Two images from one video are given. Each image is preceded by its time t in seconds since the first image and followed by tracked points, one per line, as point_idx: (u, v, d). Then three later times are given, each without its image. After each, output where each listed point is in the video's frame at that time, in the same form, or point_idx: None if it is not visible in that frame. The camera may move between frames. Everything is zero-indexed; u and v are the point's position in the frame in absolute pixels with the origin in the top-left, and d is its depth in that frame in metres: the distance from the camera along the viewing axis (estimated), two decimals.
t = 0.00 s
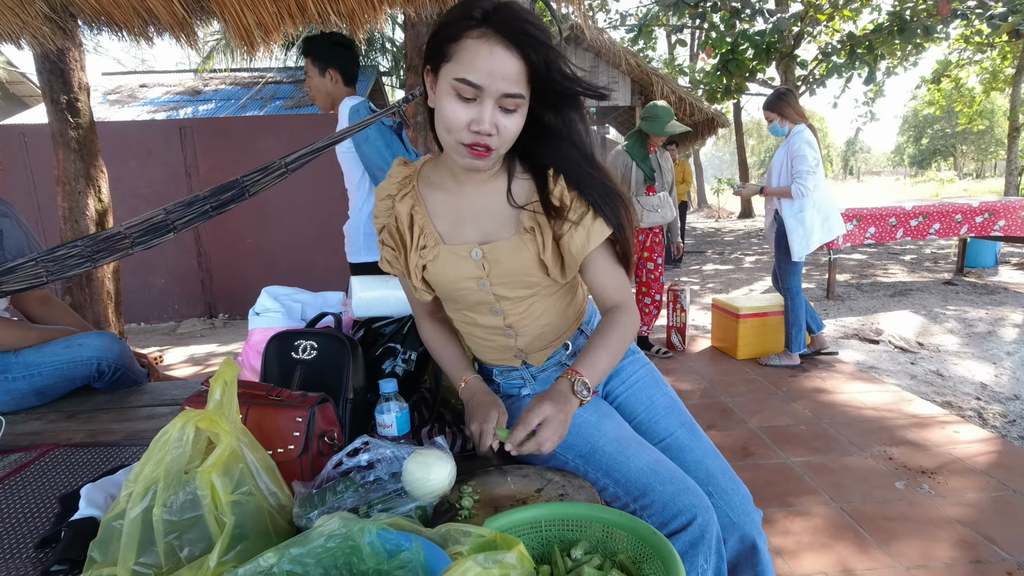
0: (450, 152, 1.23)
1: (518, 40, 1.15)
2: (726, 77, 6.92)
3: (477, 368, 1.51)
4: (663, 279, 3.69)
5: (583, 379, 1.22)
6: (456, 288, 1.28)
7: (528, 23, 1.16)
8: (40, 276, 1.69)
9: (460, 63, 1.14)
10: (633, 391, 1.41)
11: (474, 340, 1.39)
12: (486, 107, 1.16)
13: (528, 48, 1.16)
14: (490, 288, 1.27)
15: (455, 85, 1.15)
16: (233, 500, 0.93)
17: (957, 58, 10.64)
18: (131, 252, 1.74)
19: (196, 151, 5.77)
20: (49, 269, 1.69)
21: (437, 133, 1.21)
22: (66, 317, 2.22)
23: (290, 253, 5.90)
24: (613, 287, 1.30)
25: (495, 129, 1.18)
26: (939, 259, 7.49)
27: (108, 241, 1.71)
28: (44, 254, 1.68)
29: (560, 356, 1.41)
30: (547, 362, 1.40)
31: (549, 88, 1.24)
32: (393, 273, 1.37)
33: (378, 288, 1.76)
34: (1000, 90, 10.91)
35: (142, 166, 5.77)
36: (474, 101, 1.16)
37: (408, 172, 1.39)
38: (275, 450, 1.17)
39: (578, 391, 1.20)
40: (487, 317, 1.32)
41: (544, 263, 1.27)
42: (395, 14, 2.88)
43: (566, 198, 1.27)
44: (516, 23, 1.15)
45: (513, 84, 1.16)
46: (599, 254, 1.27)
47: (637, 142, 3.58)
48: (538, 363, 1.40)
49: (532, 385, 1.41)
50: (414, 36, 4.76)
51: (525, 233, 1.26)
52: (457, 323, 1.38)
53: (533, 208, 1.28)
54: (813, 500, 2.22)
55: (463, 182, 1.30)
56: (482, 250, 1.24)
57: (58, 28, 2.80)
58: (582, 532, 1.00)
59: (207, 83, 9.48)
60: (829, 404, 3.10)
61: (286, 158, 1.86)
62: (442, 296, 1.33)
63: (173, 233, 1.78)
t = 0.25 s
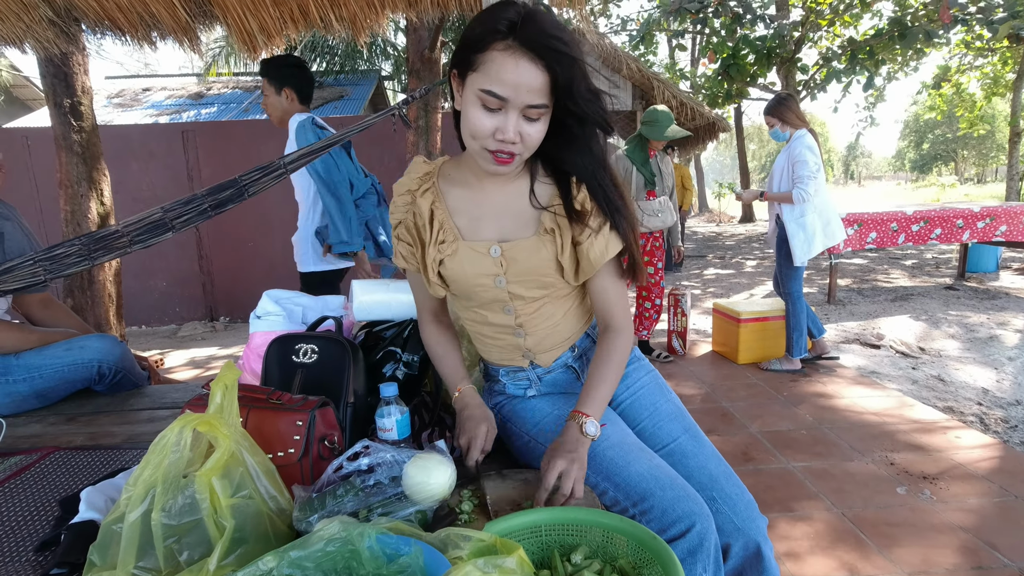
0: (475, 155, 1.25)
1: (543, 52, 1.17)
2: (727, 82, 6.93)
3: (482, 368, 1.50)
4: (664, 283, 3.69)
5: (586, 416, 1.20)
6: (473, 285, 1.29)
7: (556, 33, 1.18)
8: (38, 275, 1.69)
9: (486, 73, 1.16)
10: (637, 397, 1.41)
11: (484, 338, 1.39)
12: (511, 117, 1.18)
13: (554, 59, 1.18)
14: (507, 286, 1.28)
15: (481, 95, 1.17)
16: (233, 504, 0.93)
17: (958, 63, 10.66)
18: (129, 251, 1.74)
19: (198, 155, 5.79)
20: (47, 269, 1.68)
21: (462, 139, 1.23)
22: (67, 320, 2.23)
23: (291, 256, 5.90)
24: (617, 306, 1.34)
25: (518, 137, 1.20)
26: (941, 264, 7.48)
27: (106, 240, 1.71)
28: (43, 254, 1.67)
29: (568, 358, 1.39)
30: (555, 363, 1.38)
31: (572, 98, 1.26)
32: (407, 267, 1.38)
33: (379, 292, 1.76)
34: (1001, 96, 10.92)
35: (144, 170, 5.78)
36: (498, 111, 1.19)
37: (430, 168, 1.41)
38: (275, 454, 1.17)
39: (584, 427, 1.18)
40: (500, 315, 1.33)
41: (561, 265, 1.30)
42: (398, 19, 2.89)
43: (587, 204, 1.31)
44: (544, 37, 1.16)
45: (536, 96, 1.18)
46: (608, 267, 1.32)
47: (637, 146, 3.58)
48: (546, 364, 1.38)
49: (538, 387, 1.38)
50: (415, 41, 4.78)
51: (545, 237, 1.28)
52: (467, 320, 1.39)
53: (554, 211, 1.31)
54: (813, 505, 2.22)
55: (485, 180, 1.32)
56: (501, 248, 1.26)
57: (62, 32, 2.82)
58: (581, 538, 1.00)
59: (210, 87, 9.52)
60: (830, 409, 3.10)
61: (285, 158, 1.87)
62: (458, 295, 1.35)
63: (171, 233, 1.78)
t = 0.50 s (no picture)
0: (491, 160, 1.26)
1: (560, 60, 1.18)
2: (727, 86, 6.95)
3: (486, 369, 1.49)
4: (664, 287, 3.69)
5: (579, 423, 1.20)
6: (485, 285, 1.29)
7: (573, 42, 1.19)
8: (39, 277, 1.69)
9: (503, 80, 1.17)
10: (641, 402, 1.41)
11: (492, 340, 1.38)
12: (526, 123, 1.19)
13: (571, 67, 1.19)
14: (519, 287, 1.29)
15: (498, 101, 1.18)
16: (233, 509, 0.93)
17: (958, 68, 10.68)
18: (129, 252, 1.73)
19: (200, 158, 5.80)
20: (49, 270, 1.68)
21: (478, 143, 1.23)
22: (68, 323, 2.23)
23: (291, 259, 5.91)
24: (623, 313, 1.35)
25: (534, 142, 1.20)
26: (941, 269, 7.48)
27: (107, 241, 1.70)
28: (44, 255, 1.67)
29: (573, 360, 1.40)
30: (560, 365, 1.38)
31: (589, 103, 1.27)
32: (418, 267, 1.36)
33: (379, 296, 1.76)
34: (1001, 101, 10.93)
35: (146, 173, 5.79)
36: (515, 117, 1.19)
37: (446, 168, 1.42)
38: (276, 458, 1.17)
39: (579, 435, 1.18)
40: (510, 316, 1.33)
41: (571, 267, 1.30)
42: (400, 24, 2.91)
43: (598, 207, 1.33)
44: (561, 45, 1.17)
45: (552, 103, 1.18)
46: (616, 269, 1.32)
47: (637, 151, 3.53)
48: (552, 365, 1.37)
49: (542, 389, 1.37)
50: (416, 45, 4.80)
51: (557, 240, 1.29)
52: (476, 321, 1.39)
53: (566, 213, 1.32)
54: (814, 510, 2.21)
55: (501, 183, 1.33)
56: (515, 248, 1.27)
57: (64, 35, 2.83)
58: (581, 544, 1.00)
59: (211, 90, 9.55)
60: (831, 413, 3.09)
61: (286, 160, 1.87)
62: (470, 294, 1.34)
63: (171, 234, 1.78)
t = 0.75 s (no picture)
0: (496, 162, 1.26)
1: (565, 62, 1.18)
2: (727, 90, 6.96)
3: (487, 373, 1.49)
4: (664, 290, 3.69)
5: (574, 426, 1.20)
6: (489, 286, 1.29)
7: (577, 44, 1.19)
8: (39, 281, 1.68)
9: (508, 82, 1.17)
10: (641, 407, 1.41)
11: (494, 342, 1.38)
12: (531, 124, 1.19)
13: (575, 68, 1.19)
14: (523, 288, 1.29)
15: (503, 103, 1.18)
16: (232, 513, 0.92)
17: (958, 72, 10.70)
18: (129, 256, 1.73)
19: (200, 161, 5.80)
20: (49, 274, 1.68)
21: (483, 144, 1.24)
22: (68, 327, 2.23)
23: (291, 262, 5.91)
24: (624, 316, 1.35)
25: (538, 143, 1.20)
26: (941, 272, 7.48)
27: (107, 245, 1.71)
28: (45, 259, 1.67)
29: (574, 364, 1.39)
30: (562, 368, 1.38)
31: (593, 105, 1.27)
32: (423, 267, 1.37)
33: (380, 301, 1.77)
34: (1001, 104, 10.95)
35: (146, 176, 5.80)
36: (520, 118, 1.19)
37: (451, 170, 1.42)
38: (275, 462, 1.17)
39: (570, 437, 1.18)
40: (513, 317, 1.33)
41: (574, 267, 1.31)
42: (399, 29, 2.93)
43: (601, 210, 1.34)
44: (566, 47, 1.18)
45: (556, 104, 1.19)
46: (618, 270, 1.33)
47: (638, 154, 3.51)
48: (553, 368, 1.38)
49: (543, 393, 1.37)
50: (416, 49, 4.81)
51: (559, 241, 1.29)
52: (479, 323, 1.39)
53: (570, 215, 1.32)
54: (814, 515, 2.21)
55: (506, 186, 1.33)
56: (519, 250, 1.27)
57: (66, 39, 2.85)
58: (581, 548, 1.00)
59: (212, 94, 9.57)
60: (831, 417, 3.09)
61: (287, 165, 1.86)
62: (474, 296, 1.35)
63: (171, 239, 1.78)
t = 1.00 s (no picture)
0: (496, 163, 1.26)
1: (562, 62, 1.18)
2: (726, 92, 6.97)
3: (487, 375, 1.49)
4: (664, 293, 3.69)
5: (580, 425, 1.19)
6: (489, 287, 1.29)
7: (573, 44, 1.20)
8: (38, 284, 1.68)
9: (506, 83, 1.18)
10: (640, 410, 1.41)
11: (494, 343, 1.38)
12: (531, 123, 1.19)
13: (572, 68, 1.19)
14: (523, 288, 1.28)
15: (502, 103, 1.18)
16: (231, 516, 0.92)
17: (956, 75, 10.73)
18: (129, 259, 1.74)
19: (200, 164, 5.81)
20: (48, 277, 1.68)
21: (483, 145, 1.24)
22: (68, 329, 2.23)
23: (291, 265, 5.91)
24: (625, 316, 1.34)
25: (538, 142, 1.21)
26: (940, 275, 7.49)
27: (107, 248, 1.71)
28: (44, 262, 1.67)
29: (573, 365, 1.39)
30: (561, 370, 1.38)
31: (590, 104, 1.27)
32: (423, 269, 1.36)
33: (379, 302, 1.76)
34: (999, 107, 10.98)
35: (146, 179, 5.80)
36: (519, 119, 1.20)
37: (453, 172, 1.42)
38: (274, 465, 1.17)
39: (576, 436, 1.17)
40: (514, 318, 1.32)
41: (575, 268, 1.31)
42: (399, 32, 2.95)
43: (601, 210, 1.34)
44: (563, 46, 1.18)
45: (554, 102, 1.19)
46: (619, 270, 1.33)
47: (637, 158, 3.54)
48: (552, 370, 1.37)
49: (542, 395, 1.37)
50: (416, 52, 4.82)
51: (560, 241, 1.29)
52: (478, 324, 1.39)
53: (571, 216, 1.33)
54: (813, 517, 2.21)
55: (507, 187, 1.34)
56: (520, 251, 1.27)
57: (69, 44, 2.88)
58: (580, 551, 1.00)
59: (212, 97, 9.58)
60: (831, 420, 3.09)
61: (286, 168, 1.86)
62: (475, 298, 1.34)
63: (171, 241, 1.78)
